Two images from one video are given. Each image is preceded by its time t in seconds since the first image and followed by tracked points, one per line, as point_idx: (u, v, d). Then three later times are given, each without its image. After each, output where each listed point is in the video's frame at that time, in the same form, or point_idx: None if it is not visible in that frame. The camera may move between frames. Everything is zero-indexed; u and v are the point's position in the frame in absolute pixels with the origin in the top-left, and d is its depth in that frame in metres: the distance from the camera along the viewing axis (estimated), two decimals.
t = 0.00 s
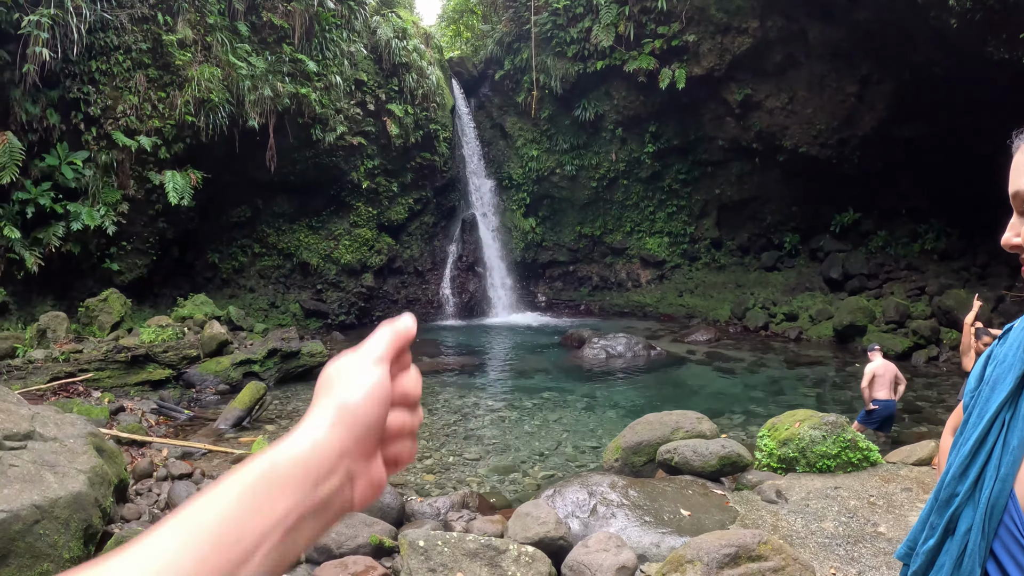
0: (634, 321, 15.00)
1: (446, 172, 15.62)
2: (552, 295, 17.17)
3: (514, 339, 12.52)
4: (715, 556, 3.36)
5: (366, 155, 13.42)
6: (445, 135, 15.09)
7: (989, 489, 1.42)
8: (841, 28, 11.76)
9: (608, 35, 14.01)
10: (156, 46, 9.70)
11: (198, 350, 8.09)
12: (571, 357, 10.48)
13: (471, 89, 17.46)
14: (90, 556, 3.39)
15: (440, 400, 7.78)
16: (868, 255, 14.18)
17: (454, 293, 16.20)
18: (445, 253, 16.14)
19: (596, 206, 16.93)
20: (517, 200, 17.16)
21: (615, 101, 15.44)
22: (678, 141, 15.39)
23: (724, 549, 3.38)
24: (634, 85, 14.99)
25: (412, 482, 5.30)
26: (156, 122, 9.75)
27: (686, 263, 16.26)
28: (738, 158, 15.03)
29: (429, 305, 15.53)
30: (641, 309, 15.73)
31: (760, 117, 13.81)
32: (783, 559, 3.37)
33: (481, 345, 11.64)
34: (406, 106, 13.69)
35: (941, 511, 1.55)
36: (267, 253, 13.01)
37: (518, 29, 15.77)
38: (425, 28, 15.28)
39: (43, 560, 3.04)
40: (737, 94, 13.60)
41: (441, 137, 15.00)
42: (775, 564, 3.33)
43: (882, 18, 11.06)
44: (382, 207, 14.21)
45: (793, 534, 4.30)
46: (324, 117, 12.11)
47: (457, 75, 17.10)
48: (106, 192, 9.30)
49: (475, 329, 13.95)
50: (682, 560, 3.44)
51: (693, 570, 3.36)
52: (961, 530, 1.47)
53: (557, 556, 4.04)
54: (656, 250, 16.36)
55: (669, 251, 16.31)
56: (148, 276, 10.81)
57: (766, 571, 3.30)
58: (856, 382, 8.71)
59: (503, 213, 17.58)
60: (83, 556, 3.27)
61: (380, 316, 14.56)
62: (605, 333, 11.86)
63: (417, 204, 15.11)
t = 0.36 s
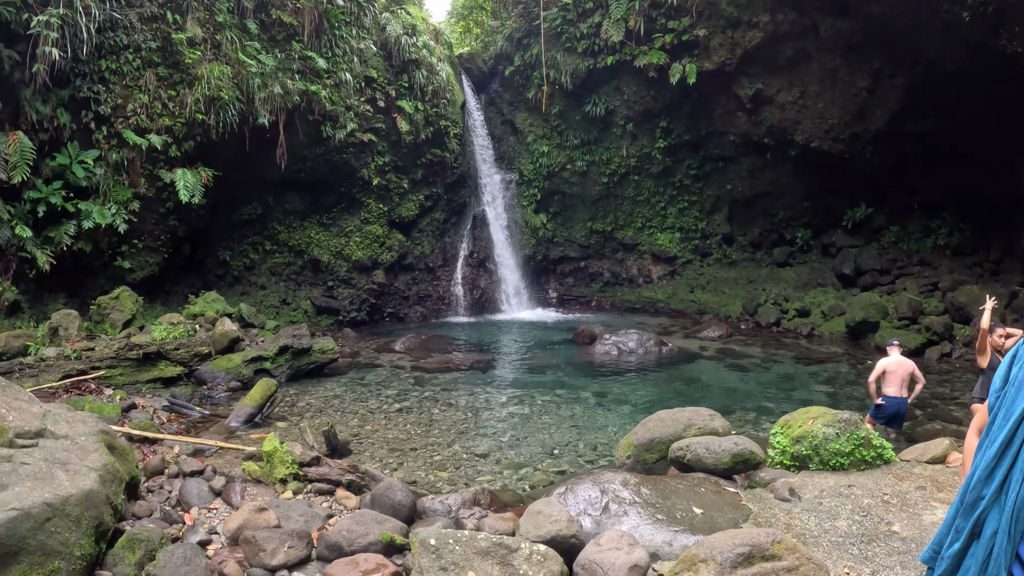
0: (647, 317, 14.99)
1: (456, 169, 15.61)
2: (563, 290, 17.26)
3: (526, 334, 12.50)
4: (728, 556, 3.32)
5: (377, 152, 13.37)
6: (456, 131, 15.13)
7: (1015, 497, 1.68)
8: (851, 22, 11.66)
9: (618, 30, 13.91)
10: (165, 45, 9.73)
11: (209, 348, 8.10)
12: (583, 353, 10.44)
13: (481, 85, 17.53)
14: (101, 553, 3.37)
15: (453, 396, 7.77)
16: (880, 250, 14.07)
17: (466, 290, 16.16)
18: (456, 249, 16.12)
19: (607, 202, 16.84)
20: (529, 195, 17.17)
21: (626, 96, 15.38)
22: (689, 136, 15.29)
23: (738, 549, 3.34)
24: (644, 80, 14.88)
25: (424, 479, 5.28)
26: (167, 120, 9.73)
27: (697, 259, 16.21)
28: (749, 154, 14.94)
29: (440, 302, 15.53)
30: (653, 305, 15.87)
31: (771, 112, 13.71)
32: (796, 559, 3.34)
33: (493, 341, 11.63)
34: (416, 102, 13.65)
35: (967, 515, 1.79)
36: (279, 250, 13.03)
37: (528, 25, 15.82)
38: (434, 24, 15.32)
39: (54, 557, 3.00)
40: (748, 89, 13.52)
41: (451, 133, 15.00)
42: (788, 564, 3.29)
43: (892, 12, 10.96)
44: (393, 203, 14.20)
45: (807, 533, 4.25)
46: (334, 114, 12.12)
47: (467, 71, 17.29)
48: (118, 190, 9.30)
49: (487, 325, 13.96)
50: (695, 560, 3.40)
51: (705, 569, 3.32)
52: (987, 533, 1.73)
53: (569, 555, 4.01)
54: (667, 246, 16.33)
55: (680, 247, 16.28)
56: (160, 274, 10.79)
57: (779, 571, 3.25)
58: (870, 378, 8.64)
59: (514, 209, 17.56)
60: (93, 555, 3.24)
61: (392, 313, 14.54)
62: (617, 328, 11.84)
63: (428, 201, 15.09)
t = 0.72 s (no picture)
0: (658, 313, 14.98)
1: (466, 165, 15.62)
2: (573, 286, 17.28)
3: (538, 331, 12.49)
4: (743, 553, 3.29)
5: (387, 148, 13.39)
6: (466, 127, 15.15)
7: None
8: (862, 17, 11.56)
9: (628, 26, 13.83)
10: (175, 43, 9.74)
11: (221, 344, 8.11)
12: (594, 349, 10.43)
13: (491, 82, 17.53)
14: (113, 549, 3.37)
15: (464, 393, 7.77)
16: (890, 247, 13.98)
17: (476, 286, 16.13)
18: (466, 246, 16.13)
19: (617, 198, 16.78)
20: (539, 192, 17.14)
21: (637, 92, 15.19)
22: (699, 132, 15.20)
23: (752, 546, 3.30)
24: (655, 75, 14.73)
25: (435, 475, 5.27)
26: (177, 118, 9.75)
27: (708, 255, 16.17)
28: (760, 150, 14.85)
29: (450, 299, 15.53)
30: (664, 301, 15.86)
31: (782, 108, 13.62)
32: (811, 556, 3.30)
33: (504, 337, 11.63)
34: (426, 98, 13.66)
35: (990, 514, 1.80)
36: (290, 247, 13.07)
37: (538, 21, 15.79)
38: (444, 21, 15.31)
39: (66, 554, 2.99)
40: (759, 84, 13.44)
41: (461, 130, 14.99)
42: (803, 562, 3.26)
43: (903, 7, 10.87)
44: (403, 200, 14.20)
45: (820, 531, 4.22)
46: (344, 111, 12.11)
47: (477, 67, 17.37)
48: (128, 189, 9.33)
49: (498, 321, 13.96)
50: (709, 557, 3.38)
51: (719, 567, 3.30)
52: (1010, 531, 1.73)
53: (582, 552, 3.99)
54: (678, 242, 16.30)
55: (691, 244, 16.24)
56: (171, 271, 10.82)
57: (795, 569, 3.22)
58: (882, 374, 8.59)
59: (524, 205, 17.54)
60: (106, 551, 3.23)
61: (403, 309, 14.56)
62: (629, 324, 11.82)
63: (438, 197, 15.10)
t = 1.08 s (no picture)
0: (662, 313, 14.98)
1: (470, 164, 15.63)
2: (577, 285, 17.32)
3: (542, 330, 12.49)
4: (748, 552, 3.28)
5: (391, 148, 13.40)
6: (471, 126, 15.16)
7: None
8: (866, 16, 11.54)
9: (632, 25, 13.79)
10: (180, 42, 9.75)
11: (226, 343, 8.12)
12: (598, 348, 10.43)
13: (495, 81, 17.52)
14: (118, 548, 3.38)
15: (468, 392, 7.77)
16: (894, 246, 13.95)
17: (481, 285, 16.15)
18: (470, 245, 16.14)
19: (621, 197, 16.76)
20: (543, 191, 17.12)
21: (641, 91, 15.10)
22: (703, 131, 15.16)
23: (758, 545, 3.30)
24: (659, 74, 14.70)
25: (440, 474, 5.28)
26: (181, 117, 9.77)
27: (712, 254, 16.16)
28: (764, 149, 14.83)
29: (454, 298, 15.54)
30: (668, 301, 15.84)
31: (786, 107, 13.60)
32: (816, 555, 3.30)
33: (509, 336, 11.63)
34: (430, 97, 13.67)
35: (993, 510, 1.83)
36: (294, 246, 13.09)
37: (541, 20, 15.77)
38: (448, 20, 15.30)
39: (72, 552, 2.99)
40: (763, 83, 13.41)
41: (465, 129, 15.00)
42: (808, 561, 3.26)
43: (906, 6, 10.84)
44: (407, 199, 14.22)
45: (825, 530, 4.22)
46: (348, 110, 12.11)
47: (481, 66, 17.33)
48: (132, 188, 9.35)
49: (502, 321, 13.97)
50: (715, 556, 3.38)
51: (725, 566, 3.29)
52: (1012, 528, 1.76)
53: (587, 550, 3.99)
54: (682, 241, 16.30)
55: (695, 243, 16.24)
56: (176, 270, 10.83)
57: (800, 568, 3.22)
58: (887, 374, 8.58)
59: (528, 204, 17.52)
60: (112, 549, 3.24)
61: (407, 308, 14.57)
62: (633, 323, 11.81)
63: (442, 197, 15.12)
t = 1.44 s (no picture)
0: (665, 313, 15.01)
1: (473, 164, 15.65)
2: (580, 285, 17.36)
3: (546, 330, 12.51)
4: (756, 550, 3.29)
5: (395, 148, 13.42)
6: (474, 126, 15.17)
7: None
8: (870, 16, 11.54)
9: (636, 25, 13.77)
10: (185, 43, 9.78)
11: (231, 343, 8.14)
12: (602, 348, 10.45)
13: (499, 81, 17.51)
14: (127, 547, 3.40)
15: (472, 392, 7.78)
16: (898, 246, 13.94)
17: (484, 285, 16.18)
18: (473, 245, 16.16)
19: (624, 197, 16.76)
20: (546, 190, 17.12)
21: (644, 91, 15.11)
22: (706, 131, 15.15)
23: (765, 543, 3.30)
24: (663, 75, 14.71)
25: (446, 473, 5.29)
26: (186, 118, 9.80)
27: (715, 254, 16.17)
28: (767, 149, 14.83)
29: (458, 298, 15.57)
30: (671, 301, 15.86)
31: (789, 107, 13.60)
32: (822, 553, 3.31)
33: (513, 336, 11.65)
34: (434, 98, 13.69)
35: (995, 505, 1.85)
36: (298, 246, 13.12)
37: (545, 20, 15.77)
38: (451, 20, 15.31)
39: (81, 552, 3.00)
40: (766, 83, 13.41)
41: (469, 129, 15.03)
42: (815, 559, 3.27)
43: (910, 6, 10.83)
44: (410, 199, 14.24)
45: (831, 529, 4.23)
46: (352, 110, 12.12)
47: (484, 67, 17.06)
48: (137, 188, 9.38)
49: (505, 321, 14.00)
50: (722, 554, 3.38)
51: (732, 564, 3.30)
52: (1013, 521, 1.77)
53: (595, 549, 4.00)
54: (685, 242, 16.32)
55: (698, 243, 16.25)
56: (180, 270, 10.85)
57: (807, 566, 3.24)
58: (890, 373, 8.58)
59: (531, 204, 17.52)
60: (120, 549, 3.26)
61: (410, 308, 14.60)
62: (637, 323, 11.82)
63: (446, 197, 15.13)
